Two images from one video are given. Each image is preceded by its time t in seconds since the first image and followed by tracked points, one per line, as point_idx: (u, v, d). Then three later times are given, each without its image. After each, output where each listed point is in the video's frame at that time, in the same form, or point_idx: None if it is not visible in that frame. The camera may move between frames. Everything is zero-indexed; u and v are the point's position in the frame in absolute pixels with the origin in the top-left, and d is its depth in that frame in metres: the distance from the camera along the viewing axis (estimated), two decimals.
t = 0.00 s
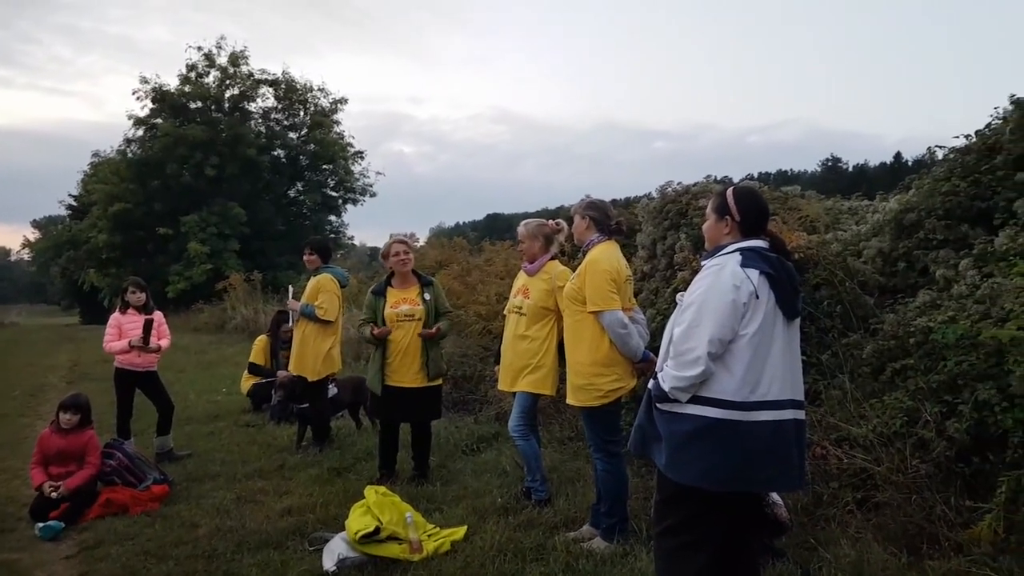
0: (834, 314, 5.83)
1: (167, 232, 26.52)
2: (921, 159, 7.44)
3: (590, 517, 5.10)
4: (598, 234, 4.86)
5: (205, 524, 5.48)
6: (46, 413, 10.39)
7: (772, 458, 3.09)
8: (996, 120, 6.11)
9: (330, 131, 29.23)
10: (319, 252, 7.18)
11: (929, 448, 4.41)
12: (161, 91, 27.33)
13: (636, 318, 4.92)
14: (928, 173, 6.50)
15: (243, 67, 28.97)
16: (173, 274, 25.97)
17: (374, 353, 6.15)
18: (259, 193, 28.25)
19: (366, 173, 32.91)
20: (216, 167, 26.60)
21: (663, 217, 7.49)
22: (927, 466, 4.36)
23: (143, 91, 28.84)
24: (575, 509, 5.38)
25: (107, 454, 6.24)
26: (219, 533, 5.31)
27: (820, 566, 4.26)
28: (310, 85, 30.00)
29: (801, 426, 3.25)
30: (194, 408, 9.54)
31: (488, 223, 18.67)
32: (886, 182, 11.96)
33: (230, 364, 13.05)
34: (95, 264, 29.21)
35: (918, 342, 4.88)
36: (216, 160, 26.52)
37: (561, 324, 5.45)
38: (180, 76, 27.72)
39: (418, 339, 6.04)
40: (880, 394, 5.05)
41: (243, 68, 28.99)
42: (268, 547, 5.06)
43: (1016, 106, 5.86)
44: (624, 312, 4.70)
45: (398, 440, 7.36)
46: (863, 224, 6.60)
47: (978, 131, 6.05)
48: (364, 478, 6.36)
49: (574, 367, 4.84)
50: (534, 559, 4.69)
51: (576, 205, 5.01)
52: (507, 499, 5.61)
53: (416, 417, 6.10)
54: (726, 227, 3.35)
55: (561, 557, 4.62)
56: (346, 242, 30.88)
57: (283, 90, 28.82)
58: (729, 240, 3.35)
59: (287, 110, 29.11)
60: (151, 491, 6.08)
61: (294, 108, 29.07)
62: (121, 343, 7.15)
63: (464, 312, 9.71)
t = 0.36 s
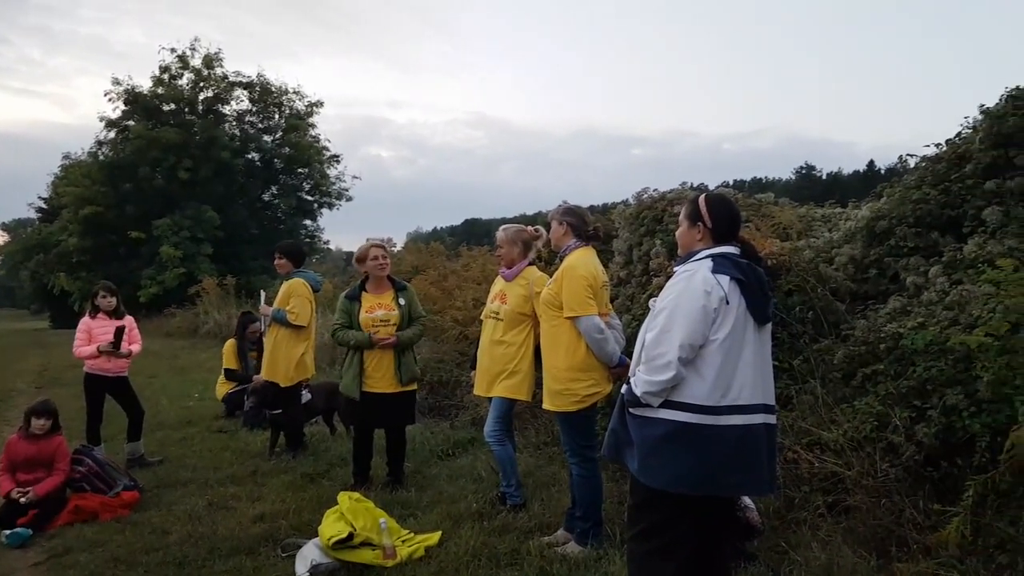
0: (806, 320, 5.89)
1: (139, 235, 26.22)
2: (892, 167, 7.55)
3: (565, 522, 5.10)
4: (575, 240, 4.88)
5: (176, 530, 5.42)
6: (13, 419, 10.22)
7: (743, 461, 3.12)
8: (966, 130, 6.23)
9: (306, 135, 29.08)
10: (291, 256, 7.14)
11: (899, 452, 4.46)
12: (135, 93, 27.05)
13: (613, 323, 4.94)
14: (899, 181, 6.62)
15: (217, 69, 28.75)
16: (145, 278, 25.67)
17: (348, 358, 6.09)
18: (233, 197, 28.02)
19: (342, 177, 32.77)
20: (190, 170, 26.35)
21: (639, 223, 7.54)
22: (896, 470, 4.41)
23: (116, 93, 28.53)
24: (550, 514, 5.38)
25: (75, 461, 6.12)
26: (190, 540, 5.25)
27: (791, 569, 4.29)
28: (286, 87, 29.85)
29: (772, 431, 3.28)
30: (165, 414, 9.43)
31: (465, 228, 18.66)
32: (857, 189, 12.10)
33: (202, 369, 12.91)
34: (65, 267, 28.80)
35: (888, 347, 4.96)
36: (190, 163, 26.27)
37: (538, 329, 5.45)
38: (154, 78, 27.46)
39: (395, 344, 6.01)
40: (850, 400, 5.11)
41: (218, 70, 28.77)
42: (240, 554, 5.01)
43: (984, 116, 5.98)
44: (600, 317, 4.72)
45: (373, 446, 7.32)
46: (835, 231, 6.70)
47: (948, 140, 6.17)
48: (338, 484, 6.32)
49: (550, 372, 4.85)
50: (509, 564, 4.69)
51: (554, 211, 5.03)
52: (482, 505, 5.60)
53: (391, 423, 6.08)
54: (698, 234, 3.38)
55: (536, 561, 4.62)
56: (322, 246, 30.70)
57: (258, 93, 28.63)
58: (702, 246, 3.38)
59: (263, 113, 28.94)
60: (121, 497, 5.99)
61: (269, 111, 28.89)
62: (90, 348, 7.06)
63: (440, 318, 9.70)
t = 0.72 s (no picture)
0: (776, 319, 5.95)
1: (107, 234, 25.82)
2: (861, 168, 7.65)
3: (537, 521, 5.10)
4: (549, 239, 4.88)
5: (144, 533, 5.34)
6: None
7: (713, 459, 3.15)
8: (933, 131, 6.34)
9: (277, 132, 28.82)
10: (260, 255, 7.08)
11: (866, 448, 4.52)
12: (102, 89, 26.66)
13: (587, 322, 4.95)
14: (867, 182, 6.72)
15: (187, 65, 28.40)
16: (112, 277, 25.26)
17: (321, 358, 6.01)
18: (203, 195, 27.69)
19: (315, 175, 32.52)
20: (158, 167, 26.00)
21: (613, 222, 7.58)
22: (864, 466, 4.46)
23: (83, 89, 28.07)
24: (522, 513, 5.38)
25: (40, 463, 6.01)
26: (158, 542, 5.18)
27: (761, 565, 4.31)
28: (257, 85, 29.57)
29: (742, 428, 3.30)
30: (133, 415, 9.29)
31: (439, 228, 18.60)
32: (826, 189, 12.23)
33: (171, 370, 12.74)
34: (30, 266, 28.27)
35: (856, 346, 5.03)
36: (158, 161, 25.91)
37: (512, 329, 5.45)
38: (122, 74, 27.07)
39: (370, 343, 5.98)
40: (819, 397, 5.17)
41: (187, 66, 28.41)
42: (209, 556, 4.95)
43: (951, 118, 6.08)
44: (574, 316, 4.73)
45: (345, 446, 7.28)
46: (805, 231, 6.78)
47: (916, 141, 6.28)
48: (309, 486, 6.27)
49: (524, 371, 4.85)
50: (482, 564, 4.68)
51: (528, 210, 5.03)
52: (455, 504, 5.58)
53: (364, 422, 6.05)
54: (669, 233, 3.40)
55: (508, 560, 4.62)
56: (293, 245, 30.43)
57: (229, 90, 28.33)
58: (673, 246, 3.40)
59: (233, 110, 28.64)
60: (87, 500, 5.90)
61: (239, 108, 28.59)
62: (55, 348, 6.93)
63: (414, 317, 9.66)
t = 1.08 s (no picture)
0: (746, 318, 5.99)
1: (73, 231, 25.39)
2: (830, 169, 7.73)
3: (510, 521, 5.09)
4: (523, 238, 4.88)
5: (110, 535, 5.25)
6: None
7: (684, 457, 3.16)
8: (901, 133, 6.44)
9: (249, 129, 28.51)
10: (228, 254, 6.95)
11: (835, 446, 4.56)
12: (69, 85, 26.24)
13: (560, 322, 4.95)
14: (837, 182, 6.81)
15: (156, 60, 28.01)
16: (78, 276, 24.84)
17: (293, 357, 5.95)
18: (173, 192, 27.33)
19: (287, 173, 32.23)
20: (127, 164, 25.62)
21: (586, 222, 7.60)
22: (833, 464, 4.50)
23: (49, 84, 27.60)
24: (495, 513, 5.37)
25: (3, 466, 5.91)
26: (124, 544, 5.10)
27: (731, 562, 4.32)
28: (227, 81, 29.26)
29: (712, 426, 3.32)
30: (100, 416, 9.14)
31: (412, 226, 18.51)
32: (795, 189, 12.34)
33: (138, 370, 12.55)
34: None
35: (825, 344, 5.09)
36: (127, 157, 25.54)
37: (485, 328, 5.44)
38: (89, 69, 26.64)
39: (343, 343, 5.94)
40: (788, 395, 5.21)
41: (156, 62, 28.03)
42: (176, 559, 4.89)
43: (918, 120, 6.17)
44: (548, 315, 4.73)
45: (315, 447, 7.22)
46: (775, 231, 6.85)
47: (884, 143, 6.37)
48: (279, 487, 6.21)
49: (497, 370, 4.84)
50: (454, 564, 4.66)
51: (501, 209, 5.02)
52: (427, 505, 5.56)
53: (335, 422, 6.00)
54: (641, 233, 3.41)
55: (480, 560, 4.60)
56: (265, 244, 30.12)
57: (199, 86, 28.00)
58: (645, 245, 3.41)
59: (203, 106, 28.31)
60: (52, 502, 5.81)
61: (210, 104, 28.26)
62: (20, 348, 6.81)
63: (386, 316, 9.61)
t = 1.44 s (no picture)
0: (721, 318, 6.04)
1: (44, 230, 25.01)
2: (804, 170, 7.82)
3: (486, 521, 5.09)
4: (500, 238, 4.88)
5: (81, 538, 5.18)
6: None
7: (659, 456, 3.18)
8: (874, 135, 6.52)
9: (224, 127, 28.27)
10: (194, 254, 7.02)
11: (808, 445, 4.61)
12: (40, 82, 25.89)
13: (537, 322, 4.95)
14: (811, 184, 6.89)
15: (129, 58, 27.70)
16: (49, 275, 24.45)
17: (270, 359, 5.89)
18: (146, 191, 27.02)
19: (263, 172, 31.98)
20: (99, 162, 25.29)
21: (564, 222, 7.62)
22: (806, 463, 4.54)
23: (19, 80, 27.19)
24: (471, 514, 5.37)
25: None
26: (95, 547, 5.03)
27: (705, 561, 4.34)
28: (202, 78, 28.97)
29: (687, 426, 3.35)
30: (70, 417, 9.01)
31: (389, 226, 18.44)
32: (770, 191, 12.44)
33: (110, 371, 12.39)
34: None
35: (798, 344, 5.14)
36: (99, 155, 25.21)
37: (462, 328, 5.43)
38: (60, 66, 26.29)
39: (322, 344, 5.91)
40: (762, 394, 5.25)
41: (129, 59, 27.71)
42: (149, 561, 4.83)
43: (891, 122, 6.25)
44: (525, 315, 4.73)
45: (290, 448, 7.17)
46: (749, 232, 6.92)
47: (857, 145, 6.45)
48: (253, 489, 6.16)
49: (473, 370, 4.84)
50: (429, 565, 4.65)
51: (479, 209, 5.01)
52: (403, 506, 5.54)
53: (310, 424, 5.96)
54: (618, 233, 3.43)
55: (456, 561, 4.60)
56: (240, 243, 29.86)
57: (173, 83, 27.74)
58: (621, 245, 3.42)
59: (176, 103, 28.01)
60: (22, 505, 5.66)
61: (184, 102, 27.99)
62: None
63: (362, 317, 9.57)
